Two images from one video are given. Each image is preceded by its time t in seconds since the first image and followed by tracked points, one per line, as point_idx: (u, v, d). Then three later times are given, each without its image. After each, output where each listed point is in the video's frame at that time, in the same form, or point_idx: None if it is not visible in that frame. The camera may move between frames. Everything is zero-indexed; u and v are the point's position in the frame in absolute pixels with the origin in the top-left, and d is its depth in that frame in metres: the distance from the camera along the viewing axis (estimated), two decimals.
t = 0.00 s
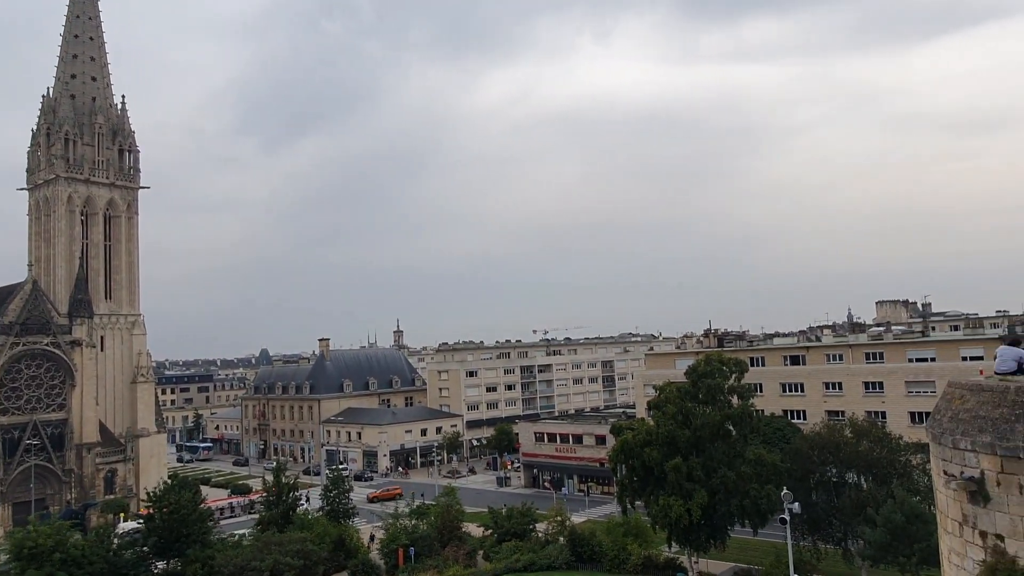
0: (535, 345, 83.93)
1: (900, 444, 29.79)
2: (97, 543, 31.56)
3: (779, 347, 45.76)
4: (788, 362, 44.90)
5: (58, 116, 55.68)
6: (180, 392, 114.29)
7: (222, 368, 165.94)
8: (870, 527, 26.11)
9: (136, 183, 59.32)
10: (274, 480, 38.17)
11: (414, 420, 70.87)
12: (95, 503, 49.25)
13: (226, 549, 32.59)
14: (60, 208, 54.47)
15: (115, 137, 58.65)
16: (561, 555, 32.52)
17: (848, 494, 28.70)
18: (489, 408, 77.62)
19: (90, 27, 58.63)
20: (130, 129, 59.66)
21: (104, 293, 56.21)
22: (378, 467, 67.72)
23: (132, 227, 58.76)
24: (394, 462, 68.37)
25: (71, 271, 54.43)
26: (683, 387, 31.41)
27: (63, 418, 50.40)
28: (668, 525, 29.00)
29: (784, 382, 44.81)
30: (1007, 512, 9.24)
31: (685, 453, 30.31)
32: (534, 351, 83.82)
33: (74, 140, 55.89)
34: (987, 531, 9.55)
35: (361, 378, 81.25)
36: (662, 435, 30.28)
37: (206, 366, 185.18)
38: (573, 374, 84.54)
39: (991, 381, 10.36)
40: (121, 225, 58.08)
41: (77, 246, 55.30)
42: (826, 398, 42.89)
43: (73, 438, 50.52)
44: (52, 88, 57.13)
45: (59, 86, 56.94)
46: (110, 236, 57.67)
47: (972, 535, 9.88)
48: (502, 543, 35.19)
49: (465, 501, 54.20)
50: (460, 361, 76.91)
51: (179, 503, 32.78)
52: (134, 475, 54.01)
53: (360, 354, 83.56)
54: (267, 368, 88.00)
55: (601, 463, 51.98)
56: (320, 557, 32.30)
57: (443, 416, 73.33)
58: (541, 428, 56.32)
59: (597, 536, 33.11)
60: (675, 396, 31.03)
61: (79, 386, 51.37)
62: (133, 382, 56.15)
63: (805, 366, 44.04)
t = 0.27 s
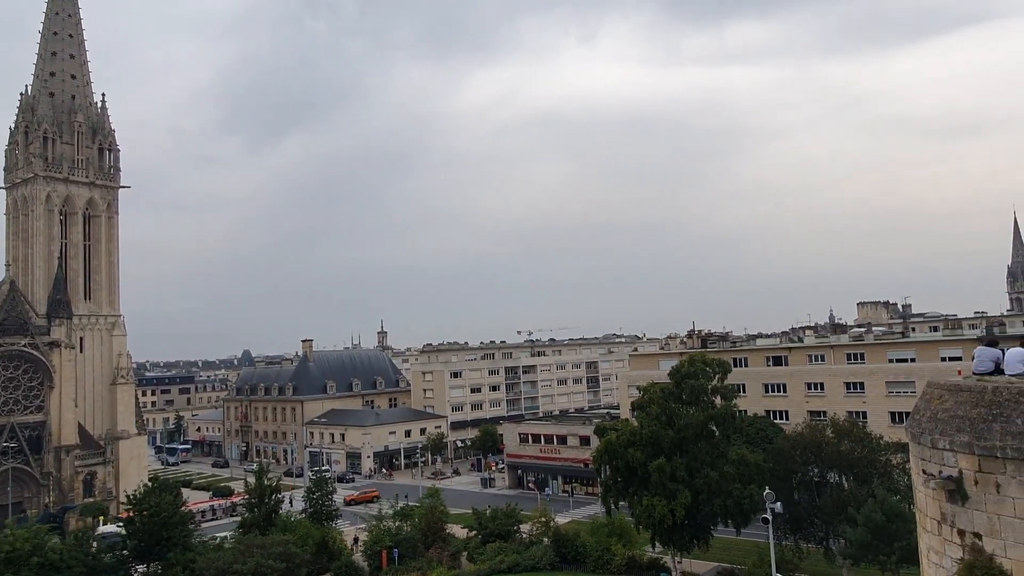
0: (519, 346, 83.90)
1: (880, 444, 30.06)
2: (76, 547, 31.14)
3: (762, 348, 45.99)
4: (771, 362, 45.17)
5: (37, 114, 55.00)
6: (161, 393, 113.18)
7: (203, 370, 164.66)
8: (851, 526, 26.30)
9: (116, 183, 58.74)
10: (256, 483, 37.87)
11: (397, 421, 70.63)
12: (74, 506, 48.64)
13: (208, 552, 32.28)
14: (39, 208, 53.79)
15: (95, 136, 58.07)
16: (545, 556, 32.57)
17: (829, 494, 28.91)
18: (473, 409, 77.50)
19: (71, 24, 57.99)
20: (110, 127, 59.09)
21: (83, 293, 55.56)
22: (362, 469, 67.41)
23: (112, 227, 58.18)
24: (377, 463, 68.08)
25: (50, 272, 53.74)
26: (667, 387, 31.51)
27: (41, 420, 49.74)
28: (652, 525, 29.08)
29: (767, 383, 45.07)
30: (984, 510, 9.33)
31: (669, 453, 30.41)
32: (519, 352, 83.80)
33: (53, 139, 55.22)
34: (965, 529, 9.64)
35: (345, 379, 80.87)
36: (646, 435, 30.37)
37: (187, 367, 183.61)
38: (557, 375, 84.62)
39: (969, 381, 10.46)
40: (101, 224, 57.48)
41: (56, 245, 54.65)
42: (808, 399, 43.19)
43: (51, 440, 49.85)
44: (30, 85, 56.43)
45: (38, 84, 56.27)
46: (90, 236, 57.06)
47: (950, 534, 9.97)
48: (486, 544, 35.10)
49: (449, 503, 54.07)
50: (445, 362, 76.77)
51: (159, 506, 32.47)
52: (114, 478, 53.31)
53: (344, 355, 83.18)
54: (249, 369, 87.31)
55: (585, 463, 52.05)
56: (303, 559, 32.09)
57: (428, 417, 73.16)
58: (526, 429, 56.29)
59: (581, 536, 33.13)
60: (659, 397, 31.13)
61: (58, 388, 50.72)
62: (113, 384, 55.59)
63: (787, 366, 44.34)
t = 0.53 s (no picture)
0: (505, 347, 83.84)
1: (863, 443, 30.28)
2: (56, 550, 30.77)
3: (747, 348, 46.20)
4: (755, 363, 45.40)
5: (17, 112, 54.34)
6: (143, 394, 112.11)
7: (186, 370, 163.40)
8: (834, 525, 26.48)
9: (97, 182, 58.18)
10: (239, 484, 37.59)
11: (383, 422, 70.39)
12: (55, 509, 48.07)
13: (191, 554, 32.00)
14: (19, 207, 53.15)
15: (76, 134, 57.48)
16: (531, 556, 32.56)
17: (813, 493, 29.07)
18: (458, 410, 77.36)
19: (51, 21, 57.35)
20: (91, 126, 58.51)
21: (64, 293, 54.97)
22: (347, 470, 67.12)
23: (93, 226, 57.61)
24: (362, 464, 67.81)
25: (29, 271, 53.12)
26: (652, 387, 31.57)
27: (20, 422, 49.16)
28: (637, 525, 29.13)
29: (752, 383, 45.30)
30: (964, 508, 9.39)
31: (654, 453, 30.47)
32: (505, 352, 83.75)
33: (33, 137, 54.58)
34: (945, 527, 9.69)
35: (330, 380, 80.54)
36: (631, 435, 30.42)
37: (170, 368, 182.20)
38: (543, 375, 84.68)
39: (950, 380, 10.54)
40: (82, 224, 56.90)
41: (37, 245, 54.02)
42: (791, 399, 43.45)
43: (31, 441, 49.26)
44: (10, 83, 55.75)
45: (18, 81, 55.60)
46: (71, 235, 56.47)
47: (930, 532, 10.03)
48: (472, 545, 35.03)
49: (435, 503, 53.96)
50: (431, 362, 76.61)
51: (141, 508, 32.18)
52: (95, 480, 52.87)
53: (329, 355, 82.81)
54: (233, 370, 86.72)
55: (571, 463, 52.10)
56: (287, 561, 31.87)
57: (413, 418, 72.97)
58: (512, 429, 56.27)
59: (567, 537, 33.15)
60: (644, 397, 31.19)
61: (38, 389, 50.17)
62: (95, 385, 55.09)
63: (772, 366, 44.58)
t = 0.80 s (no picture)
0: (491, 347, 83.76)
1: (847, 443, 30.47)
2: (36, 553, 30.39)
3: (732, 349, 46.41)
4: (740, 363, 45.60)
5: None
6: (125, 395, 111.03)
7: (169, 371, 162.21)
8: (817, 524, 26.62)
9: (79, 180, 57.66)
10: (223, 486, 37.30)
11: (368, 423, 70.12)
12: (35, 512, 47.47)
13: (173, 557, 31.73)
14: None
15: (58, 132, 56.91)
16: (517, 557, 32.54)
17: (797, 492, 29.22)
18: (444, 411, 77.18)
19: (33, 18, 56.73)
20: (73, 124, 57.97)
21: (45, 293, 54.39)
22: (332, 471, 66.80)
23: (75, 225, 57.08)
24: (348, 465, 67.51)
25: (9, 271, 52.51)
26: (638, 388, 31.62)
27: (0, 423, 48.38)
28: (622, 525, 29.18)
29: (737, 383, 45.47)
30: (946, 508, 9.44)
31: (640, 454, 30.51)
32: (491, 353, 83.67)
33: (14, 135, 53.96)
34: (927, 526, 9.75)
35: (315, 380, 80.18)
36: (617, 436, 30.45)
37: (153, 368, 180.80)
38: (529, 376, 84.69)
39: (931, 381, 10.61)
40: (64, 223, 56.35)
41: (17, 244, 53.42)
42: (776, 399, 43.68)
43: (11, 443, 48.55)
44: None
45: None
46: (52, 234, 55.90)
47: (912, 531, 10.08)
48: (457, 546, 34.95)
49: (421, 505, 53.78)
50: (417, 363, 76.42)
51: (124, 510, 31.87)
52: (77, 482, 52.31)
53: (314, 356, 82.41)
54: (217, 371, 86.09)
55: (557, 464, 52.11)
56: (271, 563, 31.66)
57: (399, 419, 72.76)
58: (498, 430, 56.21)
59: (553, 537, 33.13)
60: (630, 398, 31.22)
61: (18, 390, 49.50)
62: (76, 386, 54.53)
63: (757, 367, 44.79)
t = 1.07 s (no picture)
0: (479, 348, 83.69)
1: (831, 443, 30.67)
2: (17, 555, 30.05)
3: (719, 349, 46.58)
4: (727, 363, 45.81)
5: None
6: (109, 396, 110.11)
7: (153, 371, 161.00)
8: (803, 523, 26.76)
9: (62, 179, 57.14)
10: (208, 487, 37.04)
11: (355, 423, 69.88)
12: (16, 514, 46.93)
13: (157, 559, 31.48)
14: None
15: (40, 130, 56.37)
16: (504, 557, 32.50)
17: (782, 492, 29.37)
18: (431, 411, 77.03)
19: (15, 14, 56.15)
20: (56, 122, 57.44)
21: (27, 293, 53.86)
22: (318, 472, 66.52)
23: (58, 224, 56.56)
24: (334, 466, 67.25)
25: None
26: (625, 388, 31.68)
27: None
28: (609, 525, 29.23)
29: (723, 383, 45.63)
30: (928, 507, 9.51)
31: (626, 454, 30.57)
32: (478, 353, 83.57)
33: None
34: (910, 525, 9.82)
35: (301, 381, 79.83)
36: (604, 436, 30.49)
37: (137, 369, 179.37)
38: (516, 376, 84.67)
39: (914, 381, 10.67)
40: (46, 222, 55.80)
41: None
42: (762, 399, 43.89)
43: None
44: None
45: None
46: (34, 233, 55.35)
47: (896, 529, 10.14)
48: (444, 547, 34.87)
49: (408, 506, 53.64)
50: (404, 363, 76.25)
51: (107, 511, 31.59)
52: (59, 484, 51.83)
53: (300, 356, 82.04)
54: (202, 371, 85.53)
55: (544, 464, 52.13)
56: (257, 564, 31.47)
57: (386, 419, 72.56)
58: (485, 430, 56.17)
59: (540, 537, 33.12)
60: (617, 398, 31.28)
61: None
62: (59, 387, 54.03)
63: (744, 367, 45.00)
